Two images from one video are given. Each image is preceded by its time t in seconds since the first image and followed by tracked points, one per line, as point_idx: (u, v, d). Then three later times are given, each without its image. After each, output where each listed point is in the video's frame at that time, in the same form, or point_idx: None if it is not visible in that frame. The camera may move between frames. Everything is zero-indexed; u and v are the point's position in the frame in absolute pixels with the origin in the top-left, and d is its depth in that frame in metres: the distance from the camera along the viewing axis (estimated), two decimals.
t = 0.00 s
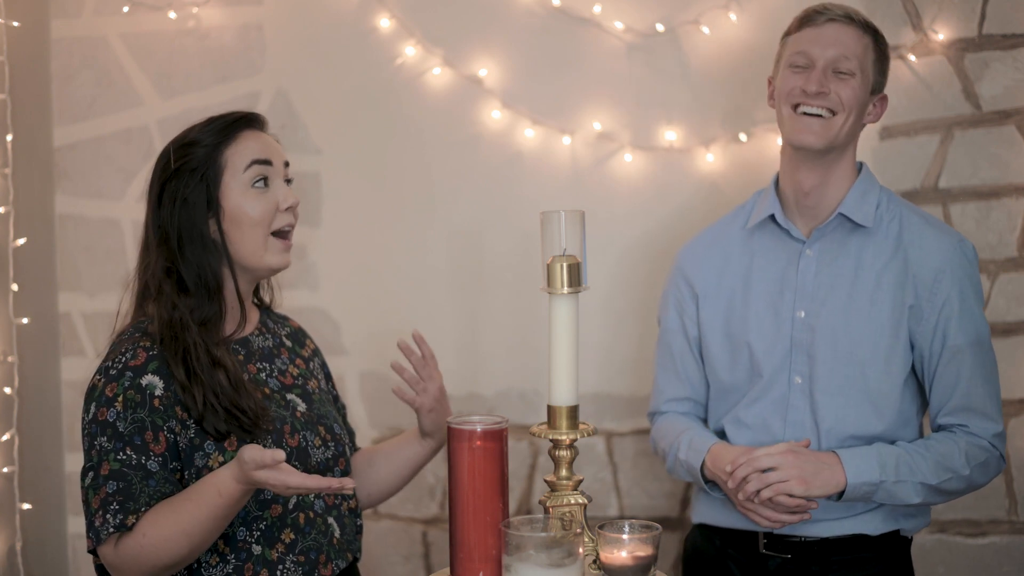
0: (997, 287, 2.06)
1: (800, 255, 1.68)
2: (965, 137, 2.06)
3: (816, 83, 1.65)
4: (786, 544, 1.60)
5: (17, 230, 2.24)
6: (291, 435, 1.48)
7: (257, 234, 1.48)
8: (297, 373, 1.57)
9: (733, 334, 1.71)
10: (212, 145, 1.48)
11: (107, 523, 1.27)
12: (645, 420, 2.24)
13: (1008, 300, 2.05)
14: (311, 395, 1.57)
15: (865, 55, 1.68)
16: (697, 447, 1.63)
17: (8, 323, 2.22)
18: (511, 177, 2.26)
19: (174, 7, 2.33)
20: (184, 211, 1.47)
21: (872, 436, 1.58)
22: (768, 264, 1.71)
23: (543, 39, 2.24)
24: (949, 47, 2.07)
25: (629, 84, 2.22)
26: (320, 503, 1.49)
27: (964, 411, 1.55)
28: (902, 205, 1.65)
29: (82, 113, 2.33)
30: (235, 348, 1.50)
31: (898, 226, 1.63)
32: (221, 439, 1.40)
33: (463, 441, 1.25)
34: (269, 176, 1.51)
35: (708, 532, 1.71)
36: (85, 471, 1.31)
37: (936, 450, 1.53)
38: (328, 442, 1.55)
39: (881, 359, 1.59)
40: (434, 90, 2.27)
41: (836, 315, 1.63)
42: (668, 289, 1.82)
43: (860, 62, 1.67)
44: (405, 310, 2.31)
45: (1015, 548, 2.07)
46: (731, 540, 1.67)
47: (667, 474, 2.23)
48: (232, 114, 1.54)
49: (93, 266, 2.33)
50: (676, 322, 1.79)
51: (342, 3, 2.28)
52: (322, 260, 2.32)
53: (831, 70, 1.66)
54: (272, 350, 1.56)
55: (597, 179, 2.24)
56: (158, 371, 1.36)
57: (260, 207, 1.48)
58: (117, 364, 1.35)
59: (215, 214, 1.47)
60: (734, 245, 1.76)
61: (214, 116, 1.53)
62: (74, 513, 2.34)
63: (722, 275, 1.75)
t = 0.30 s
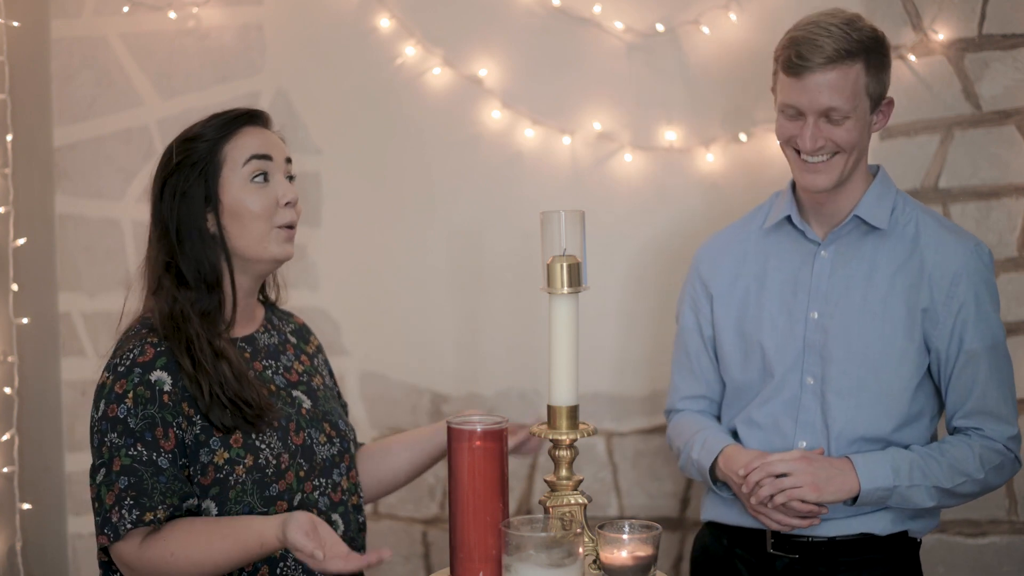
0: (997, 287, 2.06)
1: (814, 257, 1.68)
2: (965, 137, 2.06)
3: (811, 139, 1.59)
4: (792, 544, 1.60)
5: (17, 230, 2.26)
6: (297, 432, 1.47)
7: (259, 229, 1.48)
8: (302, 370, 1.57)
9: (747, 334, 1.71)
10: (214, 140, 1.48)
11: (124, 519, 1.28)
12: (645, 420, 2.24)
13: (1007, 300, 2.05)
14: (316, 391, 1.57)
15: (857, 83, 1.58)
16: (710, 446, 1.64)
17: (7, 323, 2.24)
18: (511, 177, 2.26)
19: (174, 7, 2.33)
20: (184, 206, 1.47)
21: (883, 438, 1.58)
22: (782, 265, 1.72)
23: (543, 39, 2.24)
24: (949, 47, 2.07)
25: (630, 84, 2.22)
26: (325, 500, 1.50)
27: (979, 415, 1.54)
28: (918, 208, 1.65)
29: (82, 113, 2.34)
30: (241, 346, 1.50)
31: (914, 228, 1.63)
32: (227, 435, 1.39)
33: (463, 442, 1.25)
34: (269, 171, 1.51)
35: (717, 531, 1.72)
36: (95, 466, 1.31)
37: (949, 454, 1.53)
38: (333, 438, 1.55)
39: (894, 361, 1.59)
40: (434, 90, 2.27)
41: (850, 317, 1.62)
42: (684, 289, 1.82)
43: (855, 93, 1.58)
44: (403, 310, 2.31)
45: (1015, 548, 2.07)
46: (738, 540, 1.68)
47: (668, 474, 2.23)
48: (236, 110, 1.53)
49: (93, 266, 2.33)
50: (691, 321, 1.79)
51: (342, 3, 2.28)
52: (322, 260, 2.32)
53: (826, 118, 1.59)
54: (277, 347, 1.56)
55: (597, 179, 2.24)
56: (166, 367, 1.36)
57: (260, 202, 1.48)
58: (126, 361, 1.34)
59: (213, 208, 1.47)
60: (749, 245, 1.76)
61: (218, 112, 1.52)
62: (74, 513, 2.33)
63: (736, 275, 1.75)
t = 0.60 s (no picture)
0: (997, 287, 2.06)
1: (815, 256, 1.68)
2: (965, 137, 2.06)
3: (778, 113, 1.67)
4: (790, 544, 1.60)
5: (17, 229, 2.26)
6: (304, 430, 1.46)
7: (276, 233, 1.48)
8: (312, 369, 1.57)
9: (748, 333, 1.71)
10: (236, 142, 1.48)
11: (118, 512, 1.28)
12: (645, 420, 2.24)
13: (1007, 299, 2.05)
14: (325, 390, 1.56)
15: (829, 65, 1.64)
16: (712, 449, 1.64)
17: (8, 323, 2.24)
18: (511, 177, 2.26)
19: (174, 7, 2.32)
20: (205, 206, 1.46)
21: (883, 439, 1.58)
22: (784, 264, 1.72)
23: (543, 39, 2.24)
24: (949, 47, 2.07)
25: (630, 84, 2.21)
26: (332, 498, 1.48)
27: (980, 416, 1.54)
28: (920, 208, 1.65)
29: (82, 113, 2.33)
30: (252, 344, 1.50)
31: (914, 227, 1.63)
32: (234, 433, 1.39)
33: (464, 442, 1.25)
34: (289, 176, 1.51)
35: (718, 530, 1.73)
36: (97, 459, 1.32)
37: (951, 457, 1.53)
38: (342, 437, 1.54)
39: (893, 361, 1.59)
40: (434, 90, 2.27)
41: (849, 317, 1.63)
42: (690, 288, 1.83)
43: (825, 74, 1.64)
44: (403, 309, 2.31)
45: (1015, 548, 2.07)
46: (739, 540, 1.68)
47: (668, 474, 2.23)
48: (256, 111, 1.53)
49: (93, 266, 2.33)
50: (695, 320, 1.80)
51: (342, 3, 2.28)
52: (322, 260, 2.32)
53: (794, 95, 1.66)
54: (287, 345, 1.56)
55: (597, 179, 2.24)
56: (174, 364, 1.36)
57: (280, 206, 1.48)
58: (134, 356, 1.35)
59: (233, 209, 1.47)
60: (753, 244, 1.76)
61: (239, 113, 1.52)
62: (74, 513, 2.33)
63: (739, 274, 1.76)
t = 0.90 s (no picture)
0: (997, 287, 2.06)
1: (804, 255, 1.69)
2: (965, 137, 2.06)
3: (758, 99, 1.72)
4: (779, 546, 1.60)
5: (17, 230, 2.26)
6: (313, 428, 1.47)
7: (275, 237, 1.48)
8: (321, 367, 1.57)
9: (738, 333, 1.72)
10: (241, 144, 1.48)
11: (133, 517, 1.28)
12: (645, 420, 2.24)
13: (1007, 300, 2.05)
14: (335, 388, 1.56)
15: (808, 52, 1.69)
16: (701, 450, 1.64)
17: (8, 323, 2.25)
18: (511, 177, 2.26)
19: (174, 7, 2.32)
20: (209, 207, 1.47)
21: (871, 439, 1.58)
22: (775, 265, 1.73)
23: (543, 39, 2.24)
24: (949, 47, 2.07)
25: (629, 84, 2.22)
26: (343, 495, 1.49)
27: (964, 414, 1.53)
28: (908, 206, 1.65)
29: (82, 113, 2.33)
30: (258, 344, 1.50)
31: (901, 225, 1.63)
32: (242, 433, 1.39)
33: (464, 441, 1.25)
34: (294, 180, 1.51)
35: (710, 531, 1.73)
36: (109, 465, 1.32)
37: (933, 456, 1.52)
38: (352, 434, 1.54)
39: (879, 359, 1.59)
40: (434, 90, 2.27)
41: (836, 316, 1.63)
42: (685, 291, 1.84)
43: (803, 61, 1.69)
44: (403, 309, 2.31)
45: (1015, 548, 2.07)
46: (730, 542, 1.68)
47: (668, 474, 2.23)
48: (262, 115, 1.53)
49: (93, 266, 2.33)
50: (688, 322, 1.81)
51: (342, 3, 2.28)
52: (322, 260, 2.32)
53: (774, 82, 1.71)
54: (296, 345, 1.56)
55: (597, 179, 2.24)
56: (180, 367, 1.36)
57: (283, 209, 1.48)
58: (141, 362, 1.35)
59: (238, 211, 1.47)
60: (744, 245, 1.78)
61: (246, 115, 1.52)
62: (74, 513, 2.33)
63: (731, 275, 1.77)
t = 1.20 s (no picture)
0: (997, 287, 2.06)
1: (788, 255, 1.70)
2: (965, 137, 2.06)
3: (745, 91, 1.73)
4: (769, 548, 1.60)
5: (17, 230, 2.26)
6: (323, 429, 1.46)
7: (288, 238, 1.48)
8: (333, 368, 1.56)
9: (724, 334, 1.72)
10: (250, 148, 1.48)
11: (136, 518, 1.29)
12: (645, 420, 2.24)
13: (1008, 300, 2.05)
14: (347, 388, 1.55)
15: (794, 46, 1.71)
16: (690, 453, 1.64)
17: (7, 323, 2.24)
18: (511, 177, 2.26)
19: (174, 7, 2.32)
20: (221, 212, 1.47)
21: (858, 436, 1.58)
22: (759, 266, 1.73)
23: (543, 39, 2.24)
24: (949, 47, 2.07)
25: (629, 84, 2.22)
26: (354, 494, 1.47)
27: (944, 411, 1.53)
28: (891, 204, 1.65)
29: (82, 113, 2.33)
30: (269, 346, 1.50)
31: (884, 224, 1.63)
32: (250, 436, 1.39)
33: (464, 441, 1.25)
34: (304, 182, 1.51)
35: (699, 534, 1.74)
36: (117, 467, 1.33)
37: (915, 453, 1.52)
38: (363, 434, 1.52)
39: (864, 358, 1.59)
40: (434, 90, 2.27)
41: (822, 316, 1.63)
42: (670, 294, 1.84)
43: (790, 54, 1.71)
44: (403, 310, 2.31)
45: (1015, 548, 2.07)
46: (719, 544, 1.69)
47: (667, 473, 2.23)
48: (271, 118, 1.53)
49: (93, 266, 2.33)
50: (674, 326, 1.81)
51: (342, 3, 2.28)
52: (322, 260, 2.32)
53: (760, 75, 1.73)
54: (307, 346, 1.55)
55: (597, 179, 2.24)
56: (187, 371, 1.36)
57: (295, 210, 1.48)
58: (148, 366, 1.35)
59: (250, 214, 1.47)
60: (730, 248, 1.78)
61: (255, 119, 1.52)
62: (74, 513, 2.33)
63: (716, 278, 1.77)
